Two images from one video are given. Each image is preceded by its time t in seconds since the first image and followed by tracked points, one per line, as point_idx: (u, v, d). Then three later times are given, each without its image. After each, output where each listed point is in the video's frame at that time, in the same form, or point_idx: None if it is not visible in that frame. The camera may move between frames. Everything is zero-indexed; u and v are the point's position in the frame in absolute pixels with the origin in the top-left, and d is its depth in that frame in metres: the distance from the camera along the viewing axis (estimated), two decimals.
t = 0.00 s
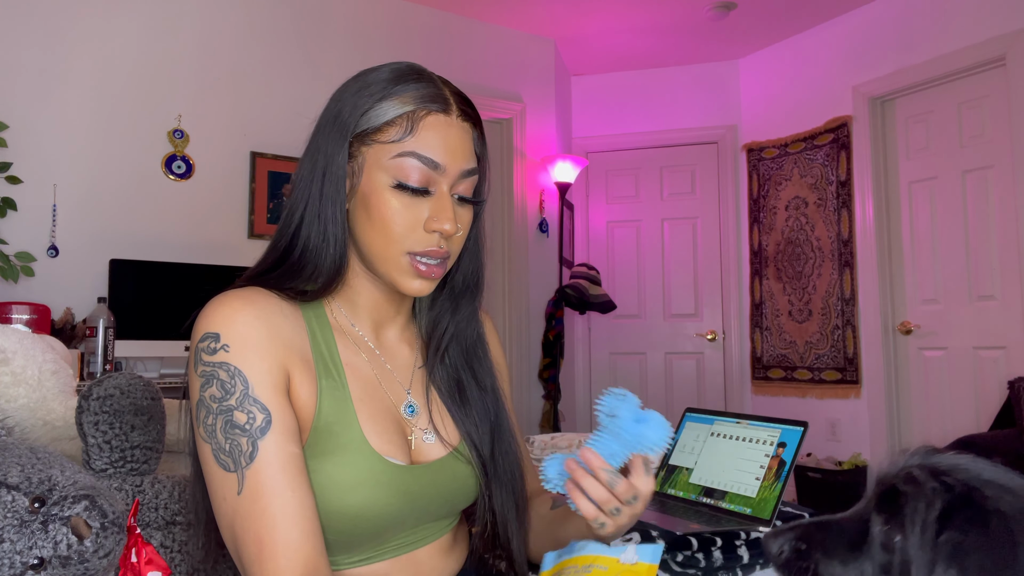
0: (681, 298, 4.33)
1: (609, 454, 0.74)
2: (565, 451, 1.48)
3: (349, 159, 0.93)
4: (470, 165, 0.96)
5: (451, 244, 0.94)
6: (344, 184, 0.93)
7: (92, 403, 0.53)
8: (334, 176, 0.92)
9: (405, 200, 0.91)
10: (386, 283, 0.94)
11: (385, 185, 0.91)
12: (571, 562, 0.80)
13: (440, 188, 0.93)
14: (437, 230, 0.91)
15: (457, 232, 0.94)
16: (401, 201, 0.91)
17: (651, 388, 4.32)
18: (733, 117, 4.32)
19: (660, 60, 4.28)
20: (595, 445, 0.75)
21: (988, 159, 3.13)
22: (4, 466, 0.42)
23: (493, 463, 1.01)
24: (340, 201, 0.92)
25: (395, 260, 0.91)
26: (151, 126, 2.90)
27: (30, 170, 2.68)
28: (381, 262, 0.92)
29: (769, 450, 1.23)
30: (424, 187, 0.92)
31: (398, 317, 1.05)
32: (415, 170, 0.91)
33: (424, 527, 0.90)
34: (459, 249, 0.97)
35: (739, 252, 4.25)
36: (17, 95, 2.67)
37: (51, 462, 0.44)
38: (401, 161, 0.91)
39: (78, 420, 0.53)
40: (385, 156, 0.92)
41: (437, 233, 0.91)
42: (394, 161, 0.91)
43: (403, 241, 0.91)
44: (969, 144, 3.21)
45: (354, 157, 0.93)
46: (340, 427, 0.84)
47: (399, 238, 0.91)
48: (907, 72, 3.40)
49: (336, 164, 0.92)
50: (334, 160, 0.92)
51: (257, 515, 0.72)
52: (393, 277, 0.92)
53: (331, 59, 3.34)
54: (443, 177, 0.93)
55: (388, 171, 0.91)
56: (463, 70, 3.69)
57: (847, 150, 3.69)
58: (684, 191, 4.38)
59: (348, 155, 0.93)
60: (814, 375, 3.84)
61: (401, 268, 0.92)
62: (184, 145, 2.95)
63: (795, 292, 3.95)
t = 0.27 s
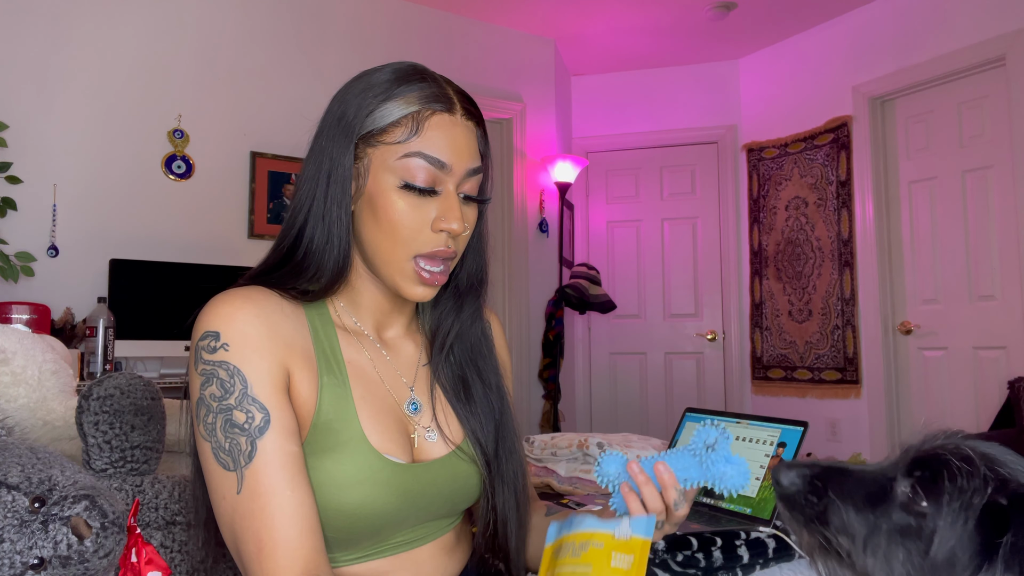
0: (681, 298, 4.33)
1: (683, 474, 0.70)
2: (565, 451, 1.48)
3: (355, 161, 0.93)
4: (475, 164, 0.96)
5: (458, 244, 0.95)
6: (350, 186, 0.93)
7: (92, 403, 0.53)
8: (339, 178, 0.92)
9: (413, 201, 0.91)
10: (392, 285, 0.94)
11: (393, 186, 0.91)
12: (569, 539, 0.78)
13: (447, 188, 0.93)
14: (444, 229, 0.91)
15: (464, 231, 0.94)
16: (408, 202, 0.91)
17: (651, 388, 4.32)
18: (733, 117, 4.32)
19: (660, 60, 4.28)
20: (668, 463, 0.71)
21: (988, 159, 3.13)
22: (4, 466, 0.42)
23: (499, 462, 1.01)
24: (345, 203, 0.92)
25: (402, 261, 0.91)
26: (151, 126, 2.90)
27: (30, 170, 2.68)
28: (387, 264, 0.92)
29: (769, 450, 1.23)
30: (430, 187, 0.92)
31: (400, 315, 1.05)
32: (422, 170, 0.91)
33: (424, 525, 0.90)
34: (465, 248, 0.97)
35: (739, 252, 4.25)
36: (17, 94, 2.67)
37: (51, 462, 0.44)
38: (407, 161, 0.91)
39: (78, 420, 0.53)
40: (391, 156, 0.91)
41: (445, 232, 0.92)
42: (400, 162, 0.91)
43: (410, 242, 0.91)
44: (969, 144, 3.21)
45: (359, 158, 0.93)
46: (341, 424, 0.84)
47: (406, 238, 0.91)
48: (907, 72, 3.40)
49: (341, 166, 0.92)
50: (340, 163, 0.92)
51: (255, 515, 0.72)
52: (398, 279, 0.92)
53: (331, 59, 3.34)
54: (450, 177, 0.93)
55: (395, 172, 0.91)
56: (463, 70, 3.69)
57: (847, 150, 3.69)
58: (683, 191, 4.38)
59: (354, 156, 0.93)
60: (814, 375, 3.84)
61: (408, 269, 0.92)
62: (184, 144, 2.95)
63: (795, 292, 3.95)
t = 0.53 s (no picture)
0: (681, 298, 4.33)
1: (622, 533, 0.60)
2: (565, 451, 1.48)
3: (349, 157, 0.93)
4: (470, 152, 0.96)
5: (456, 232, 0.94)
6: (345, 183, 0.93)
7: (92, 403, 0.53)
8: (334, 176, 0.92)
9: (407, 191, 0.91)
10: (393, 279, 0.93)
11: (386, 178, 0.91)
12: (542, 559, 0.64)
13: (441, 176, 0.93)
14: (440, 218, 0.91)
15: (461, 219, 0.93)
16: (402, 192, 0.91)
17: (651, 388, 4.32)
18: (733, 117, 4.32)
19: (660, 60, 4.28)
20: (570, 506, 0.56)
21: (988, 159, 3.13)
22: (4, 466, 0.42)
23: (503, 466, 1.01)
24: (340, 199, 0.92)
25: (400, 252, 0.91)
26: (151, 126, 2.89)
27: (30, 170, 2.68)
28: (385, 257, 0.92)
29: (769, 450, 1.23)
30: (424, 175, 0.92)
31: (407, 316, 1.04)
32: (414, 160, 0.92)
33: (429, 529, 0.90)
34: (465, 239, 0.96)
35: (739, 252, 4.25)
36: (17, 94, 2.67)
37: (51, 462, 0.44)
38: (399, 151, 0.91)
39: (77, 420, 0.53)
40: (383, 149, 0.92)
41: (441, 221, 0.91)
42: (393, 152, 0.91)
43: (406, 232, 0.90)
44: (968, 143, 3.21)
45: (354, 155, 0.93)
46: (343, 432, 0.84)
47: (402, 229, 0.90)
48: (907, 72, 3.40)
49: (335, 164, 0.92)
50: (334, 160, 0.92)
51: (256, 530, 0.72)
52: (399, 270, 0.91)
53: (331, 59, 3.34)
54: (444, 165, 0.93)
55: (388, 163, 0.91)
56: (463, 70, 3.69)
57: (847, 150, 3.69)
58: (683, 191, 4.38)
59: (348, 154, 0.93)
60: (814, 375, 3.84)
61: (407, 260, 0.91)
62: (183, 144, 2.95)
63: (795, 292, 3.94)
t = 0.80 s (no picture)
0: (681, 298, 4.33)
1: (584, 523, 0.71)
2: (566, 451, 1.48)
3: (339, 155, 0.95)
4: (459, 143, 0.97)
5: (447, 222, 0.93)
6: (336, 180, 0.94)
7: (93, 403, 0.53)
8: (325, 175, 0.93)
9: (394, 183, 0.92)
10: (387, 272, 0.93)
11: (375, 171, 0.92)
12: None
13: (430, 167, 0.94)
14: (430, 208, 0.91)
15: (451, 209, 0.93)
16: (391, 183, 0.91)
17: (651, 388, 4.32)
18: (733, 117, 4.33)
19: (660, 60, 4.28)
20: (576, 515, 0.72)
21: (988, 159, 3.13)
22: (5, 466, 0.42)
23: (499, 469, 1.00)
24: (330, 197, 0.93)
25: (392, 243, 0.90)
26: (150, 126, 2.89)
27: (30, 170, 2.68)
28: (377, 250, 0.91)
29: (768, 450, 1.23)
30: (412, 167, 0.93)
31: (404, 321, 1.04)
32: (403, 151, 0.93)
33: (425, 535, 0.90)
34: (458, 231, 0.96)
35: (739, 252, 4.25)
36: (17, 94, 2.67)
37: (51, 462, 0.44)
38: (387, 143, 0.92)
39: (78, 421, 0.53)
40: (372, 142, 0.93)
41: (431, 211, 0.91)
42: (381, 144, 0.92)
43: (396, 223, 0.90)
44: (968, 143, 3.21)
45: (344, 151, 0.95)
46: (338, 438, 0.85)
47: (391, 222, 0.90)
48: (907, 72, 3.40)
49: (325, 161, 0.93)
50: (324, 159, 0.93)
51: (250, 535, 0.72)
52: (391, 261, 0.91)
53: (331, 59, 3.34)
54: (431, 155, 0.94)
55: (376, 155, 0.92)
56: (463, 70, 3.69)
57: (847, 150, 3.69)
58: (683, 191, 4.38)
59: (337, 152, 0.94)
60: (814, 375, 3.84)
61: (400, 251, 0.90)
62: (183, 144, 2.95)
63: (795, 292, 3.95)
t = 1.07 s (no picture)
0: (682, 298, 4.33)
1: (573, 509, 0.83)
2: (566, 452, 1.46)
3: (336, 153, 0.95)
4: (456, 134, 0.93)
5: (449, 212, 0.89)
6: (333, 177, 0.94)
7: (91, 403, 0.53)
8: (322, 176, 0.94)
9: (390, 176, 0.89)
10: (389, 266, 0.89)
11: (371, 165, 0.90)
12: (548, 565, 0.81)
13: (428, 157, 0.90)
14: (428, 197, 0.87)
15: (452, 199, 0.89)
16: (388, 177, 0.89)
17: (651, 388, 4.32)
18: (733, 117, 4.32)
19: (660, 60, 4.28)
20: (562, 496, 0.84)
21: (988, 158, 3.12)
22: (4, 466, 0.42)
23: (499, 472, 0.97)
24: (328, 197, 0.93)
25: (391, 237, 0.87)
26: (150, 126, 2.89)
27: (30, 170, 2.68)
28: (376, 246, 0.89)
29: (768, 450, 1.23)
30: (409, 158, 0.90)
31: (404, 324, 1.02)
32: (400, 144, 0.90)
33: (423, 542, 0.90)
34: (463, 222, 0.90)
35: (739, 252, 4.25)
36: (17, 94, 2.67)
37: (50, 462, 0.44)
38: (382, 136, 0.90)
39: (77, 421, 0.53)
40: (367, 137, 0.92)
41: (430, 201, 0.87)
42: (376, 138, 0.91)
43: (394, 217, 0.87)
44: (968, 143, 3.21)
45: (341, 149, 0.95)
46: (336, 445, 0.84)
47: (389, 214, 0.88)
48: (907, 72, 3.40)
49: (322, 160, 0.94)
50: (322, 160, 0.94)
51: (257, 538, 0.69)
52: (392, 255, 0.87)
53: (331, 59, 3.34)
54: (428, 146, 0.91)
55: (372, 149, 0.91)
56: (463, 70, 3.69)
57: (847, 150, 3.69)
58: (683, 191, 4.38)
59: (335, 152, 0.95)
60: (814, 375, 3.84)
61: (400, 245, 0.87)
62: (183, 144, 2.95)
63: (795, 292, 3.95)
